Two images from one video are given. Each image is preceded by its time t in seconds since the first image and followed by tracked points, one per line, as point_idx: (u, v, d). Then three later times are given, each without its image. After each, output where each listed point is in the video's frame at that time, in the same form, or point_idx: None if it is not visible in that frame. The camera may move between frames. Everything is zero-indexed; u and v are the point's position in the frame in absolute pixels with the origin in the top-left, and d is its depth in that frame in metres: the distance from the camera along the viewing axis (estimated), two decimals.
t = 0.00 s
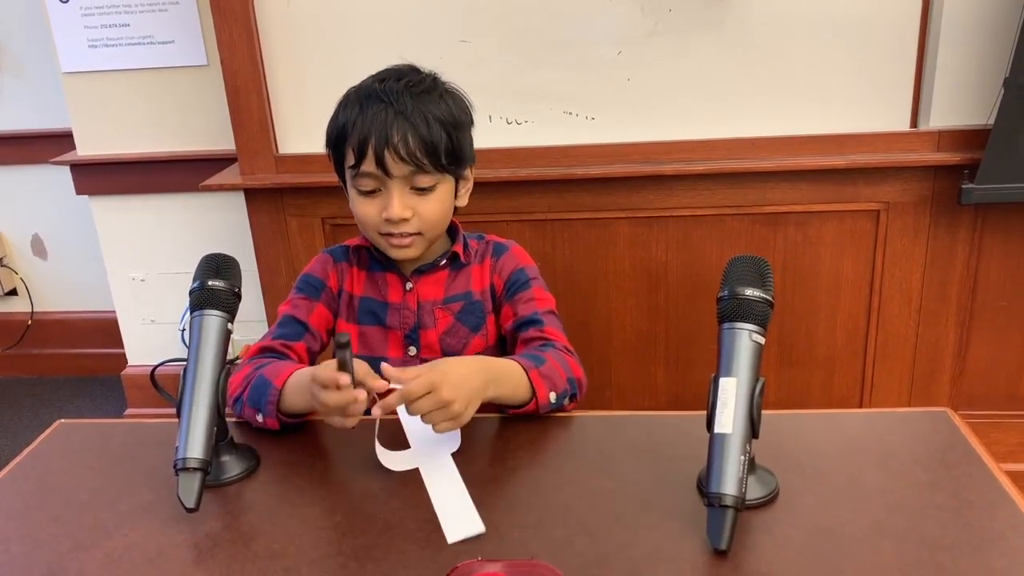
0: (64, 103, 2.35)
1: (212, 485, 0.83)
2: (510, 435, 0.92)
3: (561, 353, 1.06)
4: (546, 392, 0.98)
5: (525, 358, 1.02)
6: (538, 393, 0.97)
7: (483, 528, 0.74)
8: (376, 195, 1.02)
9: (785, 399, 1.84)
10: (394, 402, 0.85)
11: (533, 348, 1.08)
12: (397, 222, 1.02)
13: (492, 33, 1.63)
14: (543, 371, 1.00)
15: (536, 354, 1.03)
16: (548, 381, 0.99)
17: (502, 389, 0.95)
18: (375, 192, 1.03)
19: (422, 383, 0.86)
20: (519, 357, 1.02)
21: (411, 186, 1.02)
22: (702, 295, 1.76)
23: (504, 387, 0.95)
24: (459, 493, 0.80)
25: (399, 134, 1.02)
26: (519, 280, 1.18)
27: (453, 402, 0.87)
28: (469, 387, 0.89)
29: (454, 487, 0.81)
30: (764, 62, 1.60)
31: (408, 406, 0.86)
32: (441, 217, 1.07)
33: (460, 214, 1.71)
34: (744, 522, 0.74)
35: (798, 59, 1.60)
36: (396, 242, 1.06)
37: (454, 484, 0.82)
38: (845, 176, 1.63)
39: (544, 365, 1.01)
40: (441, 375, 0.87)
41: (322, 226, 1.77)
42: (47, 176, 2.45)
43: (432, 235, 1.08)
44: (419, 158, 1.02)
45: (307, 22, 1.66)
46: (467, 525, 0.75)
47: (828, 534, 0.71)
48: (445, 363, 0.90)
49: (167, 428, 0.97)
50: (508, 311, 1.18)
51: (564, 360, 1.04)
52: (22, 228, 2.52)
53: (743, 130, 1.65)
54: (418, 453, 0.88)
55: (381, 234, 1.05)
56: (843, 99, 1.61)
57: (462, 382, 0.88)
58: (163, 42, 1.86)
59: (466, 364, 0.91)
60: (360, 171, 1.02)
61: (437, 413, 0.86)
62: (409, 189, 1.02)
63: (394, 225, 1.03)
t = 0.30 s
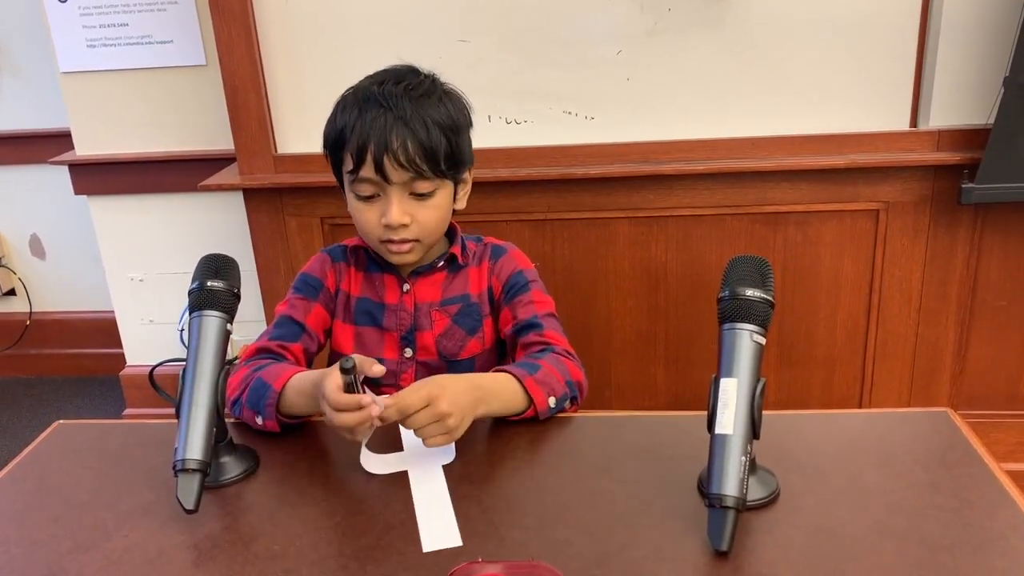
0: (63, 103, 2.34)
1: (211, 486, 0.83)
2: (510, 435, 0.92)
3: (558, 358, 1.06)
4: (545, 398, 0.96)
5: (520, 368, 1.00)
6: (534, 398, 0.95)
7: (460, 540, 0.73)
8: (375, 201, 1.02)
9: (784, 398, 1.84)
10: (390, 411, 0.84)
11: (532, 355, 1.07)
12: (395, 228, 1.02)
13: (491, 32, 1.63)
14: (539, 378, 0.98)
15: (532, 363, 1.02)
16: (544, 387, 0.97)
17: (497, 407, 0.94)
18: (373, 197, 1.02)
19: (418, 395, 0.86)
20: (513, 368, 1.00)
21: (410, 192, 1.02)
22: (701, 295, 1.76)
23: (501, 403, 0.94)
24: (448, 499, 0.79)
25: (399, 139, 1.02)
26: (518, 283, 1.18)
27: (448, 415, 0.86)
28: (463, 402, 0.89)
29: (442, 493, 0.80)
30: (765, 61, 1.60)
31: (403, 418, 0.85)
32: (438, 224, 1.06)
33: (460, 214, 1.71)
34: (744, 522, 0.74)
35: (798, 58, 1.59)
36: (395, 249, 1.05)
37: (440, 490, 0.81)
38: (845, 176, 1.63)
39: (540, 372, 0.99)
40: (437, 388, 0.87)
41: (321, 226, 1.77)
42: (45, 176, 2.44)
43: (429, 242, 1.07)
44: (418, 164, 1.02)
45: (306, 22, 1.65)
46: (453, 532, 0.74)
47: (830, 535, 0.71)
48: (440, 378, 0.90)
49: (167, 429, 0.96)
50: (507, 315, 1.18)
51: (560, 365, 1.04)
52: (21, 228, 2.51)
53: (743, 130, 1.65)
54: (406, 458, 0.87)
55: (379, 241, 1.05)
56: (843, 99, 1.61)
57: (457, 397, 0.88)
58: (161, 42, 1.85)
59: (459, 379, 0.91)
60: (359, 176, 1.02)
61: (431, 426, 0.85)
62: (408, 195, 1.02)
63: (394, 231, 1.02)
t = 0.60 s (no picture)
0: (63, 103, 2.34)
1: (211, 486, 0.83)
2: (510, 435, 0.92)
3: (568, 358, 1.06)
4: (555, 400, 0.96)
5: (531, 368, 1.01)
6: (545, 400, 0.96)
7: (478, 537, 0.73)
8: (376, 201, 1.02)
9: (784, 398, 1.84)
10: (412, 395, 0.85)
11: (541, 355, 1.07)
12: (397, 227, 1.02)
13: (491, 32, 1.63)
14: (550, 379, 0.99)
15: (543, 363, 1.03)
16: (555, 388, 0.98)
17: (516, 409, 0.94)
18: (374, 197, 1.02)
19: (444, 391, 0.86)
20: (525, 368, 1.01)
21: (410, 191, 1.02)
22: (701, 294, 1.76)
23: (518, 408, 0.94)
24: (452, 500, 0.79)
25: (398, 138, 1.02)
26: (521, 283, 1.18)
27: (467, 415, 0.87)
28: (483, 406, 0.89)
29: (445, 494, 0.80)
30: (765, 61, 1.60)
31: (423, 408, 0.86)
32: (440, 222, 1.06)
33: (459, 213, 1.71)
34: (745, 522, 0.74)
35: (798, 58, 1.59)
36: (397, 248, 1.05)
37: (444, 491, 0.81)
38: (844, 175, 1.63)
39: (551, 373, 1.00)
40: (463, 389, 0.88)
41: (321, 226, 1.77)
42: (44, 175, 2.44)
43: (431, 240, 1.07)
44: (417, 162, 1.02)
45: (306, 21, 1.65)
46: (457, 533, 0.74)
47: (830, 534, 0.71)
48: (471, 381, 0.91)
49: (165, 429, 0.96)
50: (511, 315, 1.18)
51: (571, 365, 1.04)
52: (19, 228, 2.51)
53: (742, 129, 1.65)
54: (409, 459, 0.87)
55: (381, 241, 1.05)
56: (842, 98, 1.61)
57: (479, 399, 0.89)
58: (161, 41, 1.85)
59: (482, 380, 0.92)
60: (359, 176, 1.01)
61: (450, 423, 0.86)
62: (409, 193, 1.02)
63: (395, 230, 1.02)
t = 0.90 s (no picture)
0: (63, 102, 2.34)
1: (212, 485, 0.83)
2: (511, 435, 0.92)
3: (571, 360, 1.06)
4: (558, 399, 0.97)
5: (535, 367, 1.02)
6: (549, 399, 0.96)
7: (501, 522, 0.75)
8: (379, 202, 1.02)
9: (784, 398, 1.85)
10: (424, 417, 0.85)
11: (543, 356, 1.08)
12: (400, 229, 1.02)
13: (491, 32, 1.63)
14: (553, 378, 1.00)
15: (546, 363, 1.03)
16: (558, 387, 0.99)
17: (521, 404, 0.94)
18: (376, 199, 1.02)
19: (456, 406, 0.86)
20: (529, 366, 1.02)
21: (413, 192, 1.02)
22: (701, 294, 1.76)
23: (525, 404, 0.94)
24: (453, 498, 0.79)
25: (400, 139, 1.02)
26: (525, 284, 1.18)
27: (478, 427, 0.87)
28: (493, 413, 0.89)
29: (446, 492, 0.80)
30: (765, 61, 1.60)
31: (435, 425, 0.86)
32: (440, 224, 1.06)
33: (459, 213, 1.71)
34: (744, 521, 0.74)
35: (798, 58, 1.60)
36: (399, 250, 1.05)
37: (444, 489, 0.81)
38: (845, 176, 1.63)
39: (555, 372, 1.01)
40: (474, 401, 0.87)
41: (321, 225, 1.77)
42: (44, 174, 2.44)
43: (433, 242, 1.07)
44: (420, 164, 1.02)
45: (306, 20, 1.65)
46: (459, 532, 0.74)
47: (830, 534, 0.71)
48: (477, 383, 0.90)
49: (166, 428, 0.96)
50: (514, 316, 1.18)
51: (574, 367, 1.04)
52: (19, 227, 2.51)
53: (742, 130, 1.65)
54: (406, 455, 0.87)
55: (384, 243, 1.05)
56: (842, 99, 1.62)
57: (488, 407, 0.89)
58: (161, 41, 1.85)
59: (489, 383, 0.91)
60: (361, 178, 1.01)
61: (458, 430, 0.86)
62: (412, 195, 1.02)
63: (398, 231, 1.02)
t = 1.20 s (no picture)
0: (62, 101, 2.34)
1: (211, 484, 0.83)
2: (510, 435, 0.92)
3: (571, 361, 1.06)
4: (557, 399, 0.97)
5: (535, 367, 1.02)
6: (549, 399, 0.97)
7: (501, 521, 0.76)
8: (383, 203, 1.02)
9: (782, 400, 1.85)
10: (422, 411, 0.85)
11: (543, 357, 1.08)
12: (404, 230, 1.02)
13: (492, 33, 1.63)
14: (553, 378, 1.00)
15: (546, 364, 1.04)
16: (558, 388, 0.99)
17: (519, 404, 0.94)
18: (382, 199, 1.02)
19: (456, 404, 0.86)
20: (529, 367, 1.02)
21: (418, 194, 1.02)
22: (700, 296, 1.76)
23: (524, 404, 0.95)
24: (451, 498, 0.79)
25: (407, 140, 1.02)
26: (525, 286, 1.19)
27: (475, 427, 0.87)
28: (491, 413, 0.89)
29: (445, 492, 0.80)
30: (764, 62, 1.60)
31: (433, 421, 0.86)
32: (444, 225, 1.06)
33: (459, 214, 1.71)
34: (743, 522, 0.74)
35: (797, 60, 1.60)
36: (403, 250, 1.05)
37: (442, 489, 0.81)
38: (844, 177, 1.64)
39: (555, 373, 1.01)
40: (474, 400, 0.87)
41: (320, 225, 1.77)
42: (43, 173, 2.44)
43: (435, 243, 1.07)
44: (426, 165, 1.02)
45: (306, 20, 1.66)
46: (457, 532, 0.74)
47: (828, 535, 0.71)
48: (479, 382, 0.90)
49: (166, 427, 0.96)
50: (514, 318, 1.18)
51: (574, 368, 1.04)
52: (19, 226, 2.51)
53: (741, 131, 1.65)
54: (404, 454, 0.88)
55: (389, 244, 1.05)
56: (841, 101, 1.62)
57: (487, 407, 0.89)
58: (161, 40, 1.85)
59: (490, 382, 0.91)
60: (367, 179, 1.01)
61: (456, 428, 0.86)
62: (417, 196, 1.02)
63: (401, 232, 1.02)
